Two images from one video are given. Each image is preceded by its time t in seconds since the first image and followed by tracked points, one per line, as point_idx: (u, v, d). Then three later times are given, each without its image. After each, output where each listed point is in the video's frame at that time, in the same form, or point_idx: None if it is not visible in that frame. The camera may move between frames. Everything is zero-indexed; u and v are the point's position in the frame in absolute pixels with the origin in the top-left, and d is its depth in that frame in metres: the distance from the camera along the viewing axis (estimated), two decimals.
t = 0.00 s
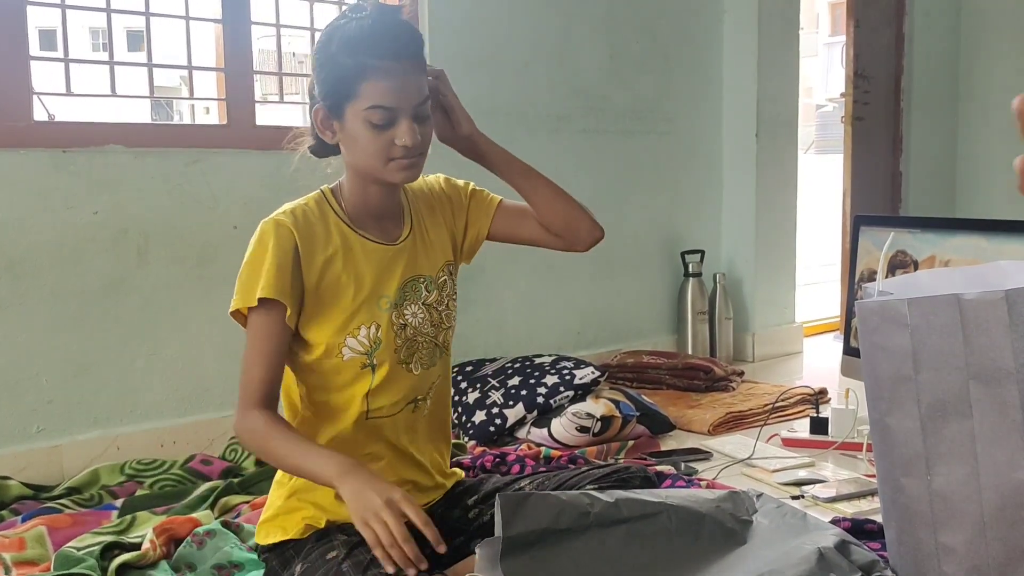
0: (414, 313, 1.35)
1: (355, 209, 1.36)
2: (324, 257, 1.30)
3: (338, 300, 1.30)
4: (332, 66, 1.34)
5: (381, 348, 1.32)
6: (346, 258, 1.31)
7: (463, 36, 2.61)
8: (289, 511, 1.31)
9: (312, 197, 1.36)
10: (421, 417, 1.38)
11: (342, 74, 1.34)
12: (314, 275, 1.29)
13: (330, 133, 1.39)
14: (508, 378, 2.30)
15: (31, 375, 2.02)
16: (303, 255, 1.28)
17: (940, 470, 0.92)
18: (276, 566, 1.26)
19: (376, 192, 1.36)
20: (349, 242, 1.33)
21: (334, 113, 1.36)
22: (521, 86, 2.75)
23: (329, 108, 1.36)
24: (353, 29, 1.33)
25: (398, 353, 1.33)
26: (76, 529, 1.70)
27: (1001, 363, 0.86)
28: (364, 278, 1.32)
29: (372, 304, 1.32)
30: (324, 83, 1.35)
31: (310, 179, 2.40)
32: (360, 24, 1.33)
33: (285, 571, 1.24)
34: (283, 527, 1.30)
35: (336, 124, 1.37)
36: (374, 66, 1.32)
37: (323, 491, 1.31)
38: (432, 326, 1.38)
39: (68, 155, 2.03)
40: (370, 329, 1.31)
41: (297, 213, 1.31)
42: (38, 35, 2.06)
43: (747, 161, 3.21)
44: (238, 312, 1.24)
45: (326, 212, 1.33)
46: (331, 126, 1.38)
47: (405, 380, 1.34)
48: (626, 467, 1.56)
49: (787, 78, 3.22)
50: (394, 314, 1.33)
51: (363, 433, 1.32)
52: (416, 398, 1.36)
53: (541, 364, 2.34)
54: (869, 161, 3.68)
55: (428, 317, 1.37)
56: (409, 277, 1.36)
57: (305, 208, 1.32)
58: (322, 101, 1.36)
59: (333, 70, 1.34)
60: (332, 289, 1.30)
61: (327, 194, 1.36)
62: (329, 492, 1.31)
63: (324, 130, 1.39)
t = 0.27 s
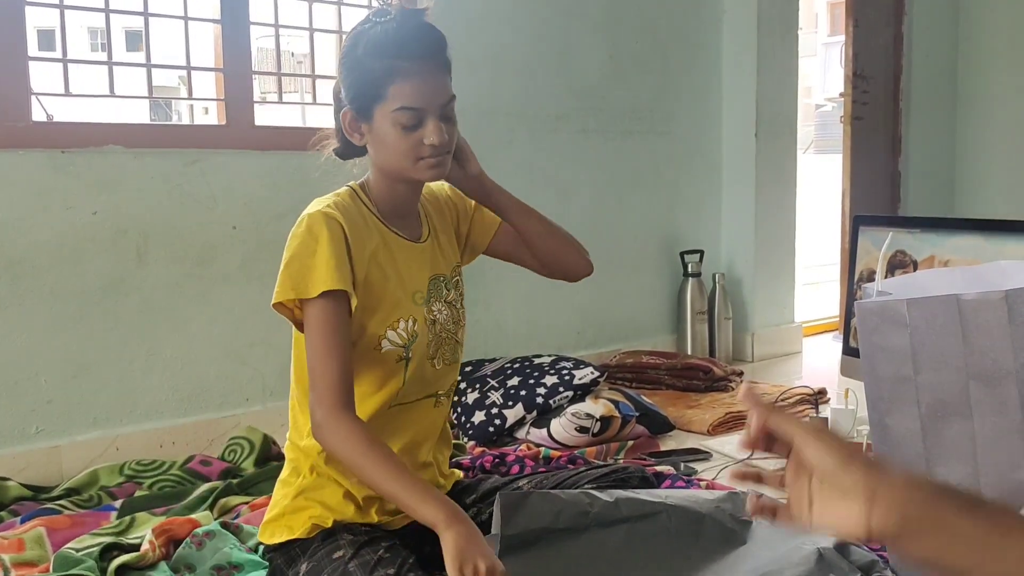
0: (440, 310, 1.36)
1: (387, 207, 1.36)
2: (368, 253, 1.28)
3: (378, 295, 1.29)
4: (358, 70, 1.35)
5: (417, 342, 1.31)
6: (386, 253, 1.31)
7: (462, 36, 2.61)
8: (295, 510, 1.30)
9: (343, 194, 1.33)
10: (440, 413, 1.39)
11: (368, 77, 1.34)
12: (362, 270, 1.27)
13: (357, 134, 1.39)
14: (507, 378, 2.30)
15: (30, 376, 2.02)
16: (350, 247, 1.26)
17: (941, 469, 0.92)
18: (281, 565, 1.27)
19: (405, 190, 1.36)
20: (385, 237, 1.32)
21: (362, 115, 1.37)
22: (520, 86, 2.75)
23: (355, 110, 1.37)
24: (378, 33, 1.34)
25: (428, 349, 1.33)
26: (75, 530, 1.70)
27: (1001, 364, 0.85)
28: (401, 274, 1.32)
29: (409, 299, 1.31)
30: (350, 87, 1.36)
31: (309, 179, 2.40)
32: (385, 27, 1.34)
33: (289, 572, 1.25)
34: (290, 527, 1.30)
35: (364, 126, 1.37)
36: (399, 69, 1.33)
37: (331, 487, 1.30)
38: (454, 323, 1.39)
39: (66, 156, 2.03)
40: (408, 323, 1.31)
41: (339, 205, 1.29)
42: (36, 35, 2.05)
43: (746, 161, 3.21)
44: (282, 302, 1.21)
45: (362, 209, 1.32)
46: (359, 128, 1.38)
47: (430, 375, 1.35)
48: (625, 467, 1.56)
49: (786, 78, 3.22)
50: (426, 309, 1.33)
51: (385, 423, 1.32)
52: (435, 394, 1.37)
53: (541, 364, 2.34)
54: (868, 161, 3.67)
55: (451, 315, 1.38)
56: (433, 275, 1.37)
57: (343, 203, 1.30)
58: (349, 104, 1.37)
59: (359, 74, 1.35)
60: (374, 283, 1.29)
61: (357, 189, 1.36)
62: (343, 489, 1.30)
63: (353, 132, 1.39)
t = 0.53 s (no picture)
0: (438, 309, 1.36)
1: (390, 201, 1.37)
2: (363, 247, 1.28)
3: (375, 289, 1.29)
4: (376, 61, 1.36)
5: (413, 337, 1.31)
6: (384, 248, 1.31)
7: (462, 35, 2.61)
8: (293, 509, 1.29)
9: (347, 188, 1.34)
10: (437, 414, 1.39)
11: (389, 66, 1.35)
12: (358, 262, 1.27)
13: (375, 128, 1.38)
14: (507, 378, 2.30)
15: (29, 376, 2.02)
16: (345, 240, 1.26)
17: (942, 468, 0.89)
18: (280, 565, 1.27)
19: (413, 181, 1.38)
20: (382, 232, 1.32)
21: (382, 105, 1.36)
22: (520, 85, 2.74)
23: (377, 102, 1.36)
24: (397, 23, 1.36)
25: (427, 347, 1.33)
26: (74, 530, 1.70)
27: (1005, 361, 0.84)
28: (398, 268, 1.31)
29: (405, 295, 1.31)
30: (368, 78, 1.36)
31: (309, 178, 2.40)
32: (400, 21, 1.37)
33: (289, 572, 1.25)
34: (288, 526, 1.29)
35: (384, 117, 1.37)
36: (422, 57, 1.36)
37: (329, 486, 1.29)
38: (453, 324, 1.39)
39: (66, 155, 2.03)
40: (404, 318, 1.30)
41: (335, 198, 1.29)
42: (35, 34, 2.05)
43: (746, 161, 3.20)
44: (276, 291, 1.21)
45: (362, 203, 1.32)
46: (377, 121, 1.37)
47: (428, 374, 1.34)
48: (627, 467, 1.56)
49: (786, 77, 3.22)
50: (423, 307, 1.33)
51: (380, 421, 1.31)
52: (433, 395, 1.36)
53: (541, 363, 2.33)
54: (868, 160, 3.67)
55: (449, 315, 1.38)
56: (433, 275, 1.37)
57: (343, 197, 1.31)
58: (369, 96, 1.36)
59: (379, 65, 1.36)
60: (370, 277, 1.28)
61: (359, 185, 1.36)
62: (341, 487, 1.29)
63: (370, 126, 1.38)
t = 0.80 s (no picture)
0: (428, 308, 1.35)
1: (382, 197, 1.38)
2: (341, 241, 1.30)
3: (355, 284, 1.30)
4: (391, 56, 1.38)
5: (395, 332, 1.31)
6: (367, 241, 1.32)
7: (461, 35, 2.61)
8: (288, 510, 1.29)
9: (340, 185, 1.37)
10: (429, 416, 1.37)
11: (406, 61, 1.38)
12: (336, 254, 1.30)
13: (388, 122, 1.39)
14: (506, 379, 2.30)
15: (28, 377, 2.01)
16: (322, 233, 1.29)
17: (941, 471, 0.85)
18: (276, 569, 1.28)
19: (414, 177, 1.39)
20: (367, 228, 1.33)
21: (397, 97, 1.38)
22: (519, 85, 2.74)
23: (393, 95, 1.38)
24: (413, 21, 1.39)
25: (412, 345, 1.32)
26: (73, 531, 1.70)
27: (1004, 363, 0.82)
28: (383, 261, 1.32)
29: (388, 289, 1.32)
30: (383, 72, 1.38)
31: (308, 179, 2.40)
32: (413, 20, 1.39)
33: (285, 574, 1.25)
34: (282, 528, 1.29)
35: (398, 109, 1.38)
36: (438, 56, 1.39)
37: (322, 485, 1.29)
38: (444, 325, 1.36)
39: (64, 156, 2.02)
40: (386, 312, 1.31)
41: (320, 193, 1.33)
42: (33, 34, 2.05)
43: (745, 161, 3.20)
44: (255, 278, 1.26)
45: (351, 199, 1.35)
46: (391, 114, 1.39)
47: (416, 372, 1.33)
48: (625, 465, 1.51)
49: (785, 77, 3.22)
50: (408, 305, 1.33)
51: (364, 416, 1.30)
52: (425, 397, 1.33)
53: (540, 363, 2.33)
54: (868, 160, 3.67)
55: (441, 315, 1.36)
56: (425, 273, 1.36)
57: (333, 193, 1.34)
58: (386, 89, 1.38)
59: (395, 60, 1.38)
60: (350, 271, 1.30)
61: (354, 183, 1.38)
62: (333, 486, 1.29)
63: (384, 119, 1.39)
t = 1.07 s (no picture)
0: (424, 308, 1.35)
1: (379, 197, 1.38)
2: (332, 240, 1.31)
3: (347, 283, 1.31)
4: (401, 57, 1.40)
5: (385, 329, 1.31)
6: (360, 239, 1.32)
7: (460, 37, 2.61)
8: (285, 509, 1.28)
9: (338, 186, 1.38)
10: (424, 418, 1.36)
11: (417, 62, 1.39)
12: (329, 254, 1.31)
13: (396, 121, 1.39)
14: (505, 380, 2.30)
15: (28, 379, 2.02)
16: (314, 233, 1.31)
17: (940, 472, 0.86)
18: (274, 570, 1.25)
19: (416, 178, 1.40)
20: (361, 226, 1.33)
21: (405, 96, 1.39)
22: (518, 86, 2.75)
23: (402, 93, 1.39)
24: (425, 25, 1.41)
25: (405, 343, 1.32)
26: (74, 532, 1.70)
27: (999, 363, 0.81)
28: (374, 258, 1.32)
29: (379, 286, 1.31)
30: (393, 72, 1.39)
31: (307, 181, 2.40)
32: (424, 24, 1.42)
33: None
34: (281, 527, 1.28)
35: (406, 109, 1.39)
36: (448, 59, 1.41)
37: (319, 483, 1.29)
38: (441, 326, 1.37)
39: (64, 158, 2.03)
40: (378, 309, 1.31)
41: (316, 193, 1.35)
42: (32, 35, 2.05)
43: (744, 161, 3.21)
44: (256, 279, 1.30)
45: (345, 199, 1.35)
46: (399, 112, 1.40)
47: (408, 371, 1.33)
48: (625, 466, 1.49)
49: (783, 78, 3.23)
50: (402, 303, 1.32)
51: (356, 416, 1.30)
52: (416, 396, 1.34)
53: (539, 364, 2.34)
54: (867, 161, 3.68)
55: (438, 316, 1.36)
56: (421, 273, 1.36)
57: (326, 194, 1.35)
58: (395, 87, 1.39)
59: (404, 60, 1.40)
60: (343, 271, 1.31)
61: (354, 185, 1.38)
62: (329, 484, 1.29)
63: (392, 117, 1.39)
